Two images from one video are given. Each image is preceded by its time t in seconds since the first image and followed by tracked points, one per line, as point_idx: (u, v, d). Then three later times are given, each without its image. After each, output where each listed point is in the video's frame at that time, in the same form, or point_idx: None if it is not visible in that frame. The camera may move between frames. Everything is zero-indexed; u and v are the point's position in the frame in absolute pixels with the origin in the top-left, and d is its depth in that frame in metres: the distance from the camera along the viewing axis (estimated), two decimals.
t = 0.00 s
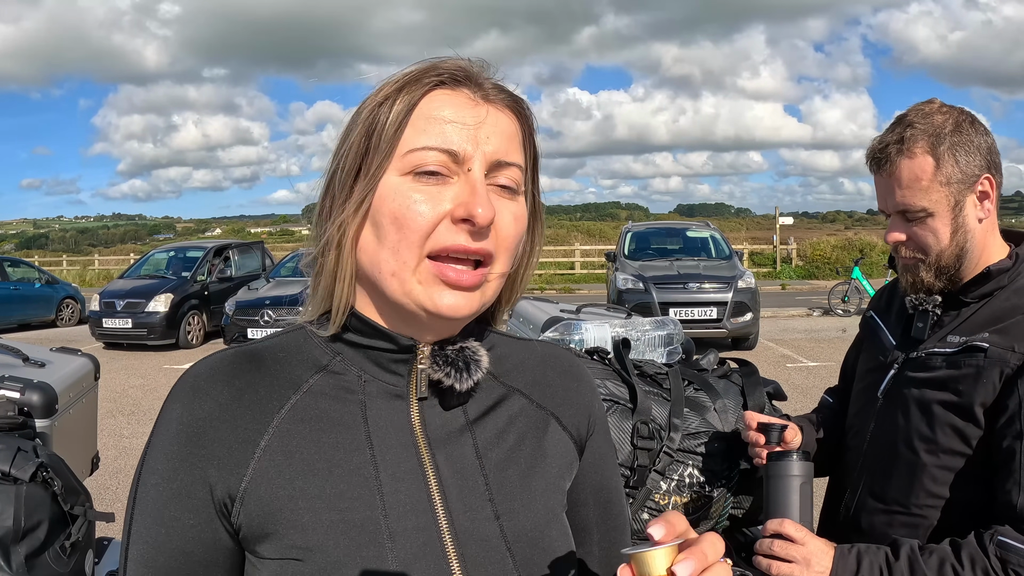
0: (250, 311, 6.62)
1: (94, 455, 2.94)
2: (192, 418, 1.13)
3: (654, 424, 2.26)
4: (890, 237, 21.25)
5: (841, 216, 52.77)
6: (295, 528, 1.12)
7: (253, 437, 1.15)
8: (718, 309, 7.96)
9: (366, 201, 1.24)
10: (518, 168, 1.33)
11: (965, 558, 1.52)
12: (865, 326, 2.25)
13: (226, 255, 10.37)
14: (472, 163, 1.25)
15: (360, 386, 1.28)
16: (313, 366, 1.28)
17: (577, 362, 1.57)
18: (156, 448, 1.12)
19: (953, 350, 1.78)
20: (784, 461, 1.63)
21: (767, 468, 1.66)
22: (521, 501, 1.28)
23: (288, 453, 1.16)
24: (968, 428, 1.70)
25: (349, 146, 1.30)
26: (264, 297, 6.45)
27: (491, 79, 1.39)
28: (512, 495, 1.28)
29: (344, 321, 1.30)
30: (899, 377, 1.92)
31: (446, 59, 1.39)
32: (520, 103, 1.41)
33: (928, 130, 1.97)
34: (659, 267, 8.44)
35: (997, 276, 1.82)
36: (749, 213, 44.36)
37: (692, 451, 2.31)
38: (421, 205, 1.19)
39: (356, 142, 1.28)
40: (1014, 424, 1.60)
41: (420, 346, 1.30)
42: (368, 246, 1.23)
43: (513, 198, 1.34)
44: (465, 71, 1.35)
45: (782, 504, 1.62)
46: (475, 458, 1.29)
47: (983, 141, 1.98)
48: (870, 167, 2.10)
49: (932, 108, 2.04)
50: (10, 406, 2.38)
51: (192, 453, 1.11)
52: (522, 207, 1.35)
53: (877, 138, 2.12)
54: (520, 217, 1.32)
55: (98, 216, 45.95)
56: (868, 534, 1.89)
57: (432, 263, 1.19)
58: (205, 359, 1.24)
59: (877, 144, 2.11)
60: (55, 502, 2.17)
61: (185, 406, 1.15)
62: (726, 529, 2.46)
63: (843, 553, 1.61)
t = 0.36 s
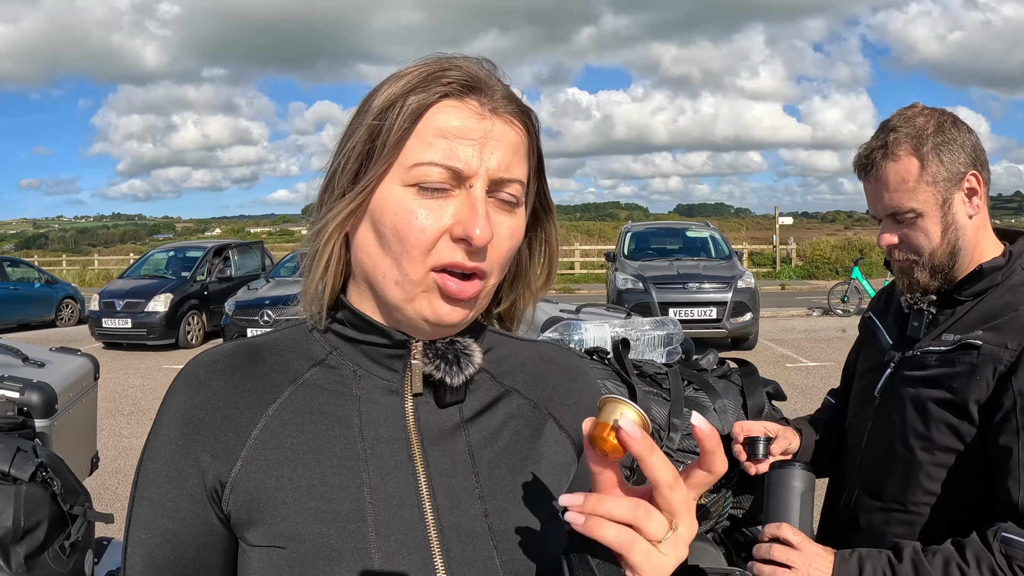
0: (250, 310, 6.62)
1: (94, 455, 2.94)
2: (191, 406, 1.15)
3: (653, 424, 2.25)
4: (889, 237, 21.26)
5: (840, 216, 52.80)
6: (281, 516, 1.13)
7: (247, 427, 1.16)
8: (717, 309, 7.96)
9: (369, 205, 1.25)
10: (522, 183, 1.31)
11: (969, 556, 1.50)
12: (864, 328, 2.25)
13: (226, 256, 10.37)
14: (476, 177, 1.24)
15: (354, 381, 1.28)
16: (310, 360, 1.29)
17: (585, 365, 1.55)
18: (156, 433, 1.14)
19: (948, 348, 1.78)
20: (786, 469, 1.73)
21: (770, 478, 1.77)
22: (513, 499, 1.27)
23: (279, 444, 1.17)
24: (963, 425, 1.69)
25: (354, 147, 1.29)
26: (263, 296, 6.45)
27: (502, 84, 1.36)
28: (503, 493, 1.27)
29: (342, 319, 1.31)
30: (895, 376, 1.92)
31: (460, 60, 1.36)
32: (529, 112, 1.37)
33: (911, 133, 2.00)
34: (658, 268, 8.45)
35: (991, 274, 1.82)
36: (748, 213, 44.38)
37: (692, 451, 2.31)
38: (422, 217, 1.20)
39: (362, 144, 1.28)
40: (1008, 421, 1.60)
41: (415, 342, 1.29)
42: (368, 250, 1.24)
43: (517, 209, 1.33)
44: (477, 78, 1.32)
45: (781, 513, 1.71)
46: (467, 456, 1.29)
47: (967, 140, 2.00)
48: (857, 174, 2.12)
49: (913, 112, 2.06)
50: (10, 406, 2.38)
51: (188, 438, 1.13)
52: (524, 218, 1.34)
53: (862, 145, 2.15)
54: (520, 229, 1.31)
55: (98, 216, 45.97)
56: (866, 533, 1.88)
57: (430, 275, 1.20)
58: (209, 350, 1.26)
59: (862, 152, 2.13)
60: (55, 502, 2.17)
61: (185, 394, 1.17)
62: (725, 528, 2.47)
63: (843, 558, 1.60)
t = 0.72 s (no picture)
0: (249, 310, 6.61)
1: (94, 455, 2.94)
2: (187, 407, 1.16)
3: (653, 424, 2.26)
4: (889, 237, 21.26)
5: (840, 216, 52.81)
6: (275, 513, 1.13)
7: (239, 425, 1.16)
8: (717, 309, 7.96)
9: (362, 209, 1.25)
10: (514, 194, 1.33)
11: (964, 554, 1.50)
12: (864, 328, 2.25)
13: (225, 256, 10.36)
14: (470, 187, 1.25)
15: (344, 379, 1.28)
16: (300, 360, 1.29)
17: (572, 360, 1.54)
18: (151, 434, 1.15)
19: (944, 347, 1.78)
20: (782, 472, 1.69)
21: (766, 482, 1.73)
22: (501, 494, 1.27)
23: (271, 442, 1.16)
24: (959, 423, 1.69)
25: (352, 151, 1.28)
26: (263, 296, 6.44)
27: (498, 94, 1.37)
28: (493, 488, 1.27)
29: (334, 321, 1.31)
30: (893, 375, 1.92)
31: (458, 67, 1.36)
32: (524, 125, 1.39)
33: (909, 133, 1.99)
34: (658, 268, 8.45)
35: (988, 273, 1.82)
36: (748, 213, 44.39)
37: (692, 452, 2.31)
38: (417, 224, 1.20)
39: (359, 147, 1.27)
40: (1004, 419, 1.60)
41: (403, 339, 1.30)
42: (361, 253, 1.24)
43: (507, 218, 1.34)
44: (475, 86, 1.32)
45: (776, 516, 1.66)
46: (457, 451, 1.29)
47: (965, 139, 1.99)
48: (856, 175, 2.11)
49: (911, 113, 2.06)
50: (9, 406, 2.38)
51: (183, 439, 1.13)
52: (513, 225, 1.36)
53: (861, 146, 2.14)
54: (510, 237, 1.33)
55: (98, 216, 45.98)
56: (865, 531, 1.88)
57: (423, 281, 1.21)
58: (203, 352, 1.26)
59: (861, 153, 2.13)
60: (55, 502, 2.17)
61: (179, 396, 1.17)
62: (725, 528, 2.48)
63: (838, 557, 1.58)
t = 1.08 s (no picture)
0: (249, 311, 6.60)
1: (94, 455, 2.94)
2: (181, 415, 1.15)
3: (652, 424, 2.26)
4: (889, 237, 21.27)
5: (839, 216, 52.83)
6: (275, 517, 1.13)
7: (236, 431, 1.16)
8: (717, 309, 7.96)
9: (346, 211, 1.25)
10: (498, 192, 1.32)
11: (974, 561, 1.50)
12: (859, 327, 2.26)
13: (225, 255, 10.36)
14: (452, 186, 1.24)
15: (340, 383, 1.28)
16: (294, 364, 1.28)
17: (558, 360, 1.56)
18: (147, 443, 1.14)
19: (946, 350, 1.78)
20: (774, 485, 1.69)
21: (757, 497, 1.73)
22: (497, 494, 1.28)
23: (269, 447, 1.16)
24: (960, 427, 1.70)
25: (335, 155, 1.28)
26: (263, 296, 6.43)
27: (480, 93, 1.36)
28: (489, 486, 1.28)
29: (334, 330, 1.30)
30: (893, 377, 1.92)
31: (438, 68, 1.36)
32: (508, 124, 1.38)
33: (911, 140, 1.96)
34: (658, 267, 8.45)
35: (989, 275, 1.82)
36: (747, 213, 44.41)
37: (692, 451, 2.31)
38: (399, 224, 1.20)
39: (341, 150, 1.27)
40: (1007, 425, 1.60)
41: (396, 342, 1.29)
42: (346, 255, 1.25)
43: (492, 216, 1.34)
44: (455, 86, 1.32)
45: (777, 535, 1.67)
46: (452, 451, 1.29)
47: (967, 144, 1.97)
48: (856, 180, 2.10)
49: (914, 115, 2.02)
50: (10, 406, 2.38)
51: (179, 446, 1.12)
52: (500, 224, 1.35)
53: (862, 149, 2.11)
54: (496, 235, 1.32)
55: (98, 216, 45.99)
56: (865, 532, 1.89)
57: (406, 280, 1.20)
58: (195, 359, 1.25)
59: (861, 157, 2.10)
60: (55, 502, 2.17)
61: (174, 403, 1.16)
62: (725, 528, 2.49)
63: (850, 566, 1.59)
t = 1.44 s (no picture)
0: (251, 311, 6.61)
1: (95, 455, 2.94)
2: (176, 420, 1.14)
3: (654, 424, 2.25)
4: (891, 237, 21.24)
5: (841, 216, 52.76)
6: (274, 521, 1.13)
7: (232, 436, 1.15)
8: (718, 309, 7.96)
9: (356, 197, 1.24)
10: (504, 184, 1.35)
11: (987, 556, 1.50)
12: (863, 329, 2.24)
13: (227, 255, 10.36)
14: (464, 174, 1.25)
15: (337, 385, 1.28)
16: (291, 366, 1.27)
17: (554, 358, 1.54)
18: (142, 448, 1.13)
19: (960, 352, 1.78)
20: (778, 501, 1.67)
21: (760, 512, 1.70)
22: (496, 494, 1.27)
23: (267, 451, 1.16)
24: (978, 430, 1.70)
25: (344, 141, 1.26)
26: (264, 296, 6.44)
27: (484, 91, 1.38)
28: (487, 487, 1.27)
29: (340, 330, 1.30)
30: (904, 379, 1.91)
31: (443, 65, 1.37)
32: (510, 121, 1.41)
33: (923, 140, 1.94)
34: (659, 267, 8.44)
35: (1002, 275, 1.82)
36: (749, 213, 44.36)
37: (693, 452, 2.30)
38: (414, 208, 1.20)
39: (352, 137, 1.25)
40: None
41: (394, 341, 1.29)
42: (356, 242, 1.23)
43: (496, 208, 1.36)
44: (463, 81, 1.34)
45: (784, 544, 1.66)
46: (450, 453, 1.29)
47: (979, 145, 1.95)
48: (866, 179, 2.08)
49: (925, 114, 2.00)
50: (11, 406, 2.37)
51: (176, 452, 1.12)
52: (501, 217, 1.38)
53: (871, 147, 2.09)
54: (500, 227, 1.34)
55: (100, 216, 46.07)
56: (876, 540, 1.87)
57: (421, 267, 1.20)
58: (190, 362, 1.24)
59: (870, 155, 2.08)
60: (57, 501, 2.17)
61: (170, 408, 1.15)
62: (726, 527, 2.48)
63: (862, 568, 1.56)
